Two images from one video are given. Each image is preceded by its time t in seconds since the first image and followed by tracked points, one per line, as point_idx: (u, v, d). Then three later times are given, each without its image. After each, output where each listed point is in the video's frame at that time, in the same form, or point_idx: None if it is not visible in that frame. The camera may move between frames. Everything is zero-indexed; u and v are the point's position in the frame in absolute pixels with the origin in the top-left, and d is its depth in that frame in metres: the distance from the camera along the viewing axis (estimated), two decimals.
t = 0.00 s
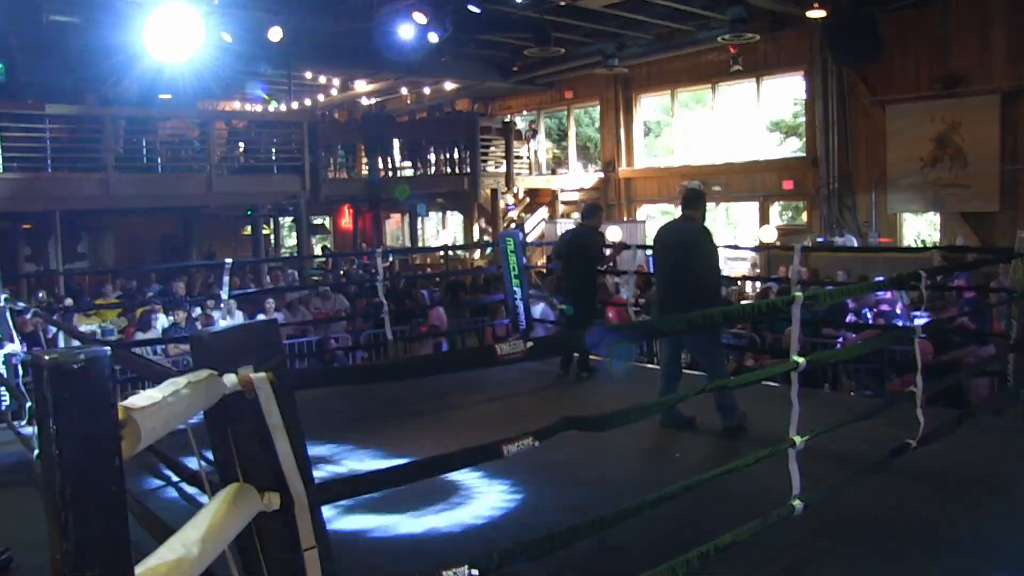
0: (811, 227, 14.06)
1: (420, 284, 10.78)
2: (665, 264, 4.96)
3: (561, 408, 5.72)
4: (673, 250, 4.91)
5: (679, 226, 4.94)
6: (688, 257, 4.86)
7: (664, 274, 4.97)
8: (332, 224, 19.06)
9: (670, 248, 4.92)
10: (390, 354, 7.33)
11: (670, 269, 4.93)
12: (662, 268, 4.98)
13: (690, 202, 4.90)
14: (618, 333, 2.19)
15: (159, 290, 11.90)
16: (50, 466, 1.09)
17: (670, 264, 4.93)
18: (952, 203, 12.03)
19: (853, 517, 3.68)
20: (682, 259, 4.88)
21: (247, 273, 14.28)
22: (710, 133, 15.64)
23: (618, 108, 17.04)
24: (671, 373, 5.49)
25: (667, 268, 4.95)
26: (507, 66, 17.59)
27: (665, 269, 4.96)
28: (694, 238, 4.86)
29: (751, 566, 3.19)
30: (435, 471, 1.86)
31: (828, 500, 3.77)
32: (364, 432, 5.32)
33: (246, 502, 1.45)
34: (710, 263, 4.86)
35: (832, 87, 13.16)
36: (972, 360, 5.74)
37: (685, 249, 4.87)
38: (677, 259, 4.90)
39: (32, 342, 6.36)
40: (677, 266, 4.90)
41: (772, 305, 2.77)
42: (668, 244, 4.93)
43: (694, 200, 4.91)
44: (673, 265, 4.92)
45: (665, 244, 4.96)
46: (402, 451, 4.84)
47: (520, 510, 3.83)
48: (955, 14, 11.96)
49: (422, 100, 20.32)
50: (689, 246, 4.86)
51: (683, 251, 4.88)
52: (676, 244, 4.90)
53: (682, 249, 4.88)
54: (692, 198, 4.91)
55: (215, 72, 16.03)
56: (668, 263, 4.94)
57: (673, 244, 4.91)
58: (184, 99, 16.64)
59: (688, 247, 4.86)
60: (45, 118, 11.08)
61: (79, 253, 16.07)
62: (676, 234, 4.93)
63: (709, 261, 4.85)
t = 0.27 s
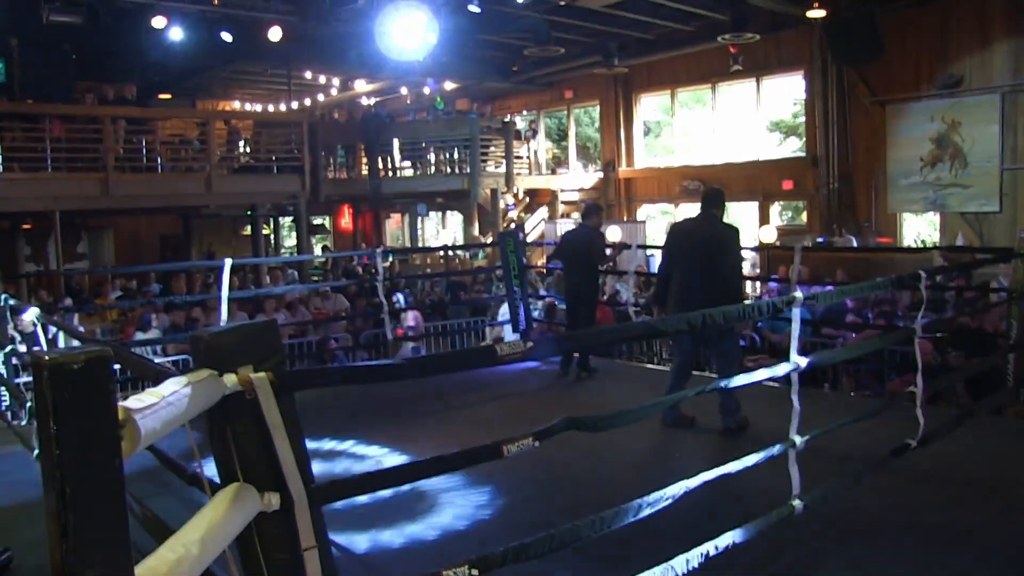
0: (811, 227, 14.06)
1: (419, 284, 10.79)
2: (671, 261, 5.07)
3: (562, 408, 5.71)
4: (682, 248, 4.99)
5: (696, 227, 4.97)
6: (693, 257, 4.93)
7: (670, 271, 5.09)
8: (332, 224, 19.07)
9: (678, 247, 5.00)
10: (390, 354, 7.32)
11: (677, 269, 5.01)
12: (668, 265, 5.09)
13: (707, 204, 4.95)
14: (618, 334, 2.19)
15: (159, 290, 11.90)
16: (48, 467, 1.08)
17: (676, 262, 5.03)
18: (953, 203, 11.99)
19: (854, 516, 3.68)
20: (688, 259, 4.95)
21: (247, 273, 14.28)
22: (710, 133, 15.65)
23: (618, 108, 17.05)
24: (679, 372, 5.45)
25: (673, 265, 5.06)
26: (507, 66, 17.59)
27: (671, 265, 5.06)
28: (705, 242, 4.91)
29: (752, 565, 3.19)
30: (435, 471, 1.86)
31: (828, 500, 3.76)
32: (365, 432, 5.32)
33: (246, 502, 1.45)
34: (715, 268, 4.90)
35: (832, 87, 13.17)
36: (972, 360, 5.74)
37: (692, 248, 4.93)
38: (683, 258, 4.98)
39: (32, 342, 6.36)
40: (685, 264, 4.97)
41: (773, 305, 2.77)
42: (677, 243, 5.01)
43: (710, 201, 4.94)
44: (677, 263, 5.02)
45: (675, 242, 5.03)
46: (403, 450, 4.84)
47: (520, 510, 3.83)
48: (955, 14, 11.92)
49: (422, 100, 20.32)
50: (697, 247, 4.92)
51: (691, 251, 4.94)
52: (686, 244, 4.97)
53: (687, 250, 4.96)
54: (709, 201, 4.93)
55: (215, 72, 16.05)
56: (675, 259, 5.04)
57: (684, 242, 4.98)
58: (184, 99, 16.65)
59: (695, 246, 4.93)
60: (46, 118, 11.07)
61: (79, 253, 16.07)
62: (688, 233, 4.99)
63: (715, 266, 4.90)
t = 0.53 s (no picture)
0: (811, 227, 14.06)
1: (419, 284, 10.79)
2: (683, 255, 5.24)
3: (561, 408, 5.72)
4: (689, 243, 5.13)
5: (708, 226, 4.99)
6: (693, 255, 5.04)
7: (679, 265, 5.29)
8: (332, 224, 19.05)
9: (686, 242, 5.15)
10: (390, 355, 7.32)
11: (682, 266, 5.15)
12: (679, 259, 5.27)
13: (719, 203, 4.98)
14: (618, 335, 2.20)
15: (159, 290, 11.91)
16: (48, 467, 1.08)
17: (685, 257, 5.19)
18: (952, 203, 12.01)
19: (853, 516, 3.68)
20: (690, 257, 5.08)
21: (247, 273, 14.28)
22: (710, 134, 15.65)
23: (618, 109, 17.05)
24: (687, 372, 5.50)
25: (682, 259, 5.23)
26: (507, 66, 17.59)
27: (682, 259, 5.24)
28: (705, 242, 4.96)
29: (751, 565, 3.19)
30: (436, 472, 1.86)
31: (828, 500, 3.76)
32: (365, 432, 5.32)
33: (245, 503, 1.45)
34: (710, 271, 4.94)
35: (832, 87, 13.18)
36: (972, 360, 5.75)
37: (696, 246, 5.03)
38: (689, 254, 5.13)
39: (32, 342, 6.35)
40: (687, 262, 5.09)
41: (772, 306, 2.77)
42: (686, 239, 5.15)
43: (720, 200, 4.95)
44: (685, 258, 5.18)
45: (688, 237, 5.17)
46: (403, 451, 4.83)
47: (520, 510, 3.83)
48: (955, 14, 11.95)
49: (422, 100, 20.31)
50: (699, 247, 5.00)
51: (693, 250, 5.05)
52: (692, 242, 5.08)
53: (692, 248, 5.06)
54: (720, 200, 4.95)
55: (215, 72, 16.05)
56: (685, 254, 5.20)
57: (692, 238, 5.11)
58: (184, 99, 16.64)
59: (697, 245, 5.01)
60: (46, 118, 11.07)
61: (79, 253, 16.05)
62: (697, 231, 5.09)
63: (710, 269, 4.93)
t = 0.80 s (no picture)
0: (811, 227, 14.05)
1: (419, 284, 10.79)
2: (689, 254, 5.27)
3: (561, 408, 5.71)
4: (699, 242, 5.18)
5: (712, 224, 5.15)
6: (712, 253, 5.10)
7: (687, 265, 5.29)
8: (332, 224, 19.04)
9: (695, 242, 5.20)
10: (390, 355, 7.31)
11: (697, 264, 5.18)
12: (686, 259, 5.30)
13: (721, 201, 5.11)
14: (618, 335, 2.20)
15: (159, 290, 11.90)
16: (47, 467, 1.07)
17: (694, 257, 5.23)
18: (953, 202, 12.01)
19: (852, 516, 3.68)
20: (704, 256, 5.15)
21: (247, 272, 14.28)
22: (710, 134, 15.66)
23: (618, 109, 17.04)
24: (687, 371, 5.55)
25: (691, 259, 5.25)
26: (507, 66, 17.57)
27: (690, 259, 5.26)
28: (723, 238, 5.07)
29: (751, 565, 3.19)
30: (435, 472, 1.86)
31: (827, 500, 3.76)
32: (365, 432, 5.32)
33: (244, 503, 1.45)
34: (734, 267, 5.07)
35: (832, 88, 13.19)
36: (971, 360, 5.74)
37: (710, 244, 5.12)
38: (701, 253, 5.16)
39: (32, 342, 6.35)
40: (703, 260, 5.14)
41: (772, 305, 2.77)
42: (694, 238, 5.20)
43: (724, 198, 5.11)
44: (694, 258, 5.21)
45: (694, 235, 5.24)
46: (403, 450, 4.84)
47: (519, 510, 3.83)
48: (956, 13, 11.96)
49: (422, 99, 20.30)
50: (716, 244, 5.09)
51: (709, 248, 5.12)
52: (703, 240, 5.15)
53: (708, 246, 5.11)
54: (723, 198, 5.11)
55: (214, 72, 16.03)
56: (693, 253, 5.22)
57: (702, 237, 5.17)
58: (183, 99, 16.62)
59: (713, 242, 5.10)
60: (46, 118, 11.05)
61: (79, 253, 16.03)
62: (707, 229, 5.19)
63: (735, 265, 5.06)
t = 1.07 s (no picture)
0: (811, 227, 14.05)
1: (419, 284, 10.79)
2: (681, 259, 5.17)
3: (561, 408, 5.72)
4: (695, 244, 5.12)
5: (698, 228, 5.15)
6: (711, 253, 5.09)
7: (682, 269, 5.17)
8: (332, 224, 19.04)
9: (690, 245, 5.12)
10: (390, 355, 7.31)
11: (685, 268, 5.16)
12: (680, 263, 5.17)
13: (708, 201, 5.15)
14: (618, 335, 2.20)
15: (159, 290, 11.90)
16: (48, 468, 1.06)
17: (688, 260, 5.14)
18: (952, 203, 12.01)
19: (852, 516, 3.68)
20: (702, 257, 5.11)
21: (247, 273, 14.28)
22: (710, 134, 15.66)
23: (618, 109, 17.03)
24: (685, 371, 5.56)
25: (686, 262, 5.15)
26: (507, 66, 17.56)
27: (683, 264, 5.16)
28: (720, 237, 5.09)
29: (751, 565, 3.20)
30: (436, 472, 1.86)
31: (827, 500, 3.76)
32: (365, 432, 5.32)
33: (245, 504, 1.45)
34: (733, 264, 5.09)
35: (832, 88, 13.19)
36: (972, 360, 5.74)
37: (706, 244, 5.10)
38: (698, 253, 5.10)
39: (32, 342, 6.35)
40: (693, 264, 5.13)
41: (773, 306, 2.77)
42: (689, 240, 5.13)
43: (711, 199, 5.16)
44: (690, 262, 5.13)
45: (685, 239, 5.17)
46: (403, 450, 4.84)
47: (519, 510, 3.83)
48: (956, 13, 11.95)
49: (422, 100, 20.30)
50: (713, 243, 5.08)
51: (709, 247, 5.09)
52: (700, 242, 5.11)
53: (706, 246, 5.09)
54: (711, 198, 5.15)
55: (214, 72, 16.02)
56: (689, 256, 5.14)
57: (698, 238, 5.12)
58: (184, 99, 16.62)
59: (710, 242, 5.10)
60: (45, 118, 11.05)
61: (79, 253, 16.03)
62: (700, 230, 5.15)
63: (734, 262, 5.09)
